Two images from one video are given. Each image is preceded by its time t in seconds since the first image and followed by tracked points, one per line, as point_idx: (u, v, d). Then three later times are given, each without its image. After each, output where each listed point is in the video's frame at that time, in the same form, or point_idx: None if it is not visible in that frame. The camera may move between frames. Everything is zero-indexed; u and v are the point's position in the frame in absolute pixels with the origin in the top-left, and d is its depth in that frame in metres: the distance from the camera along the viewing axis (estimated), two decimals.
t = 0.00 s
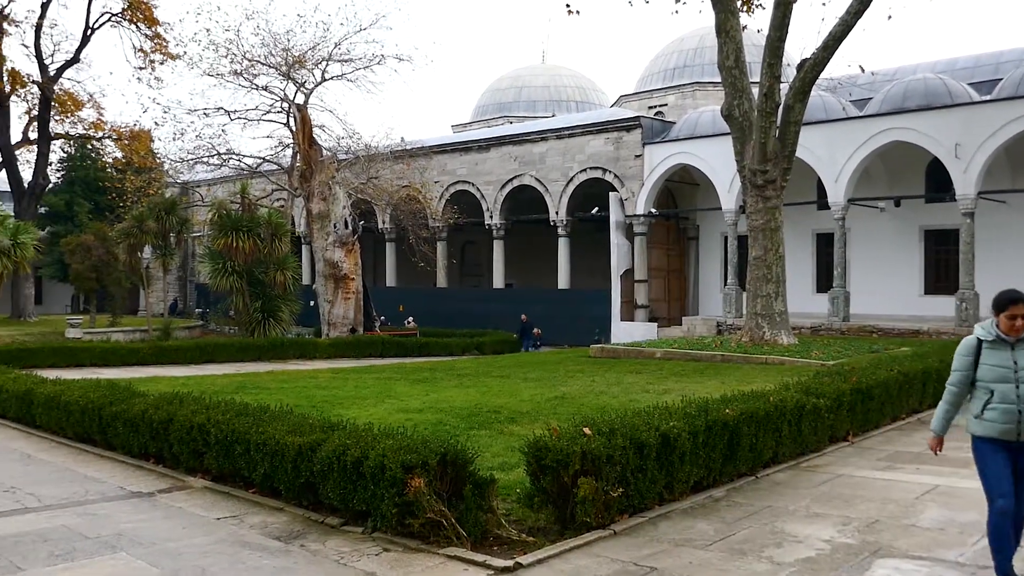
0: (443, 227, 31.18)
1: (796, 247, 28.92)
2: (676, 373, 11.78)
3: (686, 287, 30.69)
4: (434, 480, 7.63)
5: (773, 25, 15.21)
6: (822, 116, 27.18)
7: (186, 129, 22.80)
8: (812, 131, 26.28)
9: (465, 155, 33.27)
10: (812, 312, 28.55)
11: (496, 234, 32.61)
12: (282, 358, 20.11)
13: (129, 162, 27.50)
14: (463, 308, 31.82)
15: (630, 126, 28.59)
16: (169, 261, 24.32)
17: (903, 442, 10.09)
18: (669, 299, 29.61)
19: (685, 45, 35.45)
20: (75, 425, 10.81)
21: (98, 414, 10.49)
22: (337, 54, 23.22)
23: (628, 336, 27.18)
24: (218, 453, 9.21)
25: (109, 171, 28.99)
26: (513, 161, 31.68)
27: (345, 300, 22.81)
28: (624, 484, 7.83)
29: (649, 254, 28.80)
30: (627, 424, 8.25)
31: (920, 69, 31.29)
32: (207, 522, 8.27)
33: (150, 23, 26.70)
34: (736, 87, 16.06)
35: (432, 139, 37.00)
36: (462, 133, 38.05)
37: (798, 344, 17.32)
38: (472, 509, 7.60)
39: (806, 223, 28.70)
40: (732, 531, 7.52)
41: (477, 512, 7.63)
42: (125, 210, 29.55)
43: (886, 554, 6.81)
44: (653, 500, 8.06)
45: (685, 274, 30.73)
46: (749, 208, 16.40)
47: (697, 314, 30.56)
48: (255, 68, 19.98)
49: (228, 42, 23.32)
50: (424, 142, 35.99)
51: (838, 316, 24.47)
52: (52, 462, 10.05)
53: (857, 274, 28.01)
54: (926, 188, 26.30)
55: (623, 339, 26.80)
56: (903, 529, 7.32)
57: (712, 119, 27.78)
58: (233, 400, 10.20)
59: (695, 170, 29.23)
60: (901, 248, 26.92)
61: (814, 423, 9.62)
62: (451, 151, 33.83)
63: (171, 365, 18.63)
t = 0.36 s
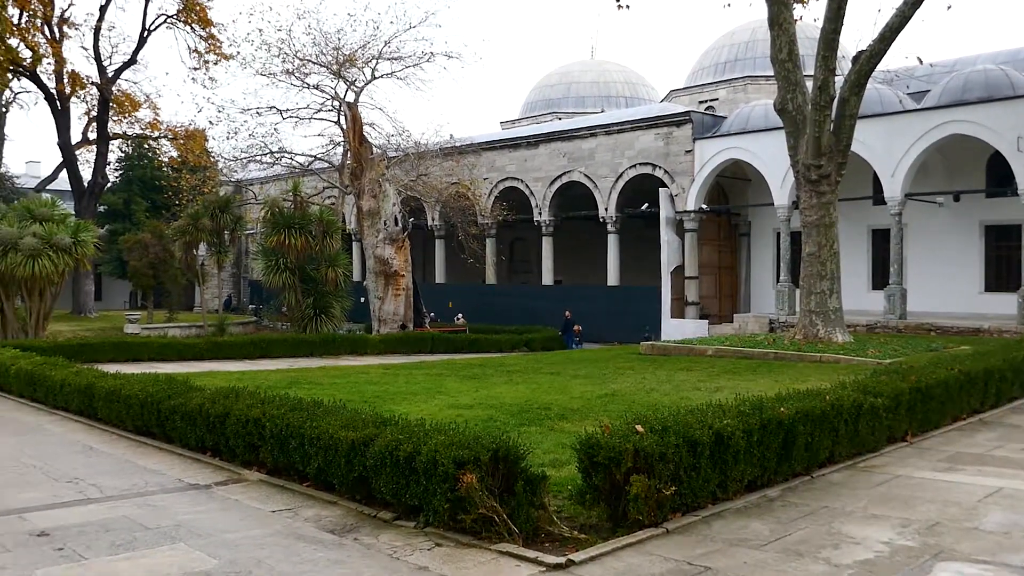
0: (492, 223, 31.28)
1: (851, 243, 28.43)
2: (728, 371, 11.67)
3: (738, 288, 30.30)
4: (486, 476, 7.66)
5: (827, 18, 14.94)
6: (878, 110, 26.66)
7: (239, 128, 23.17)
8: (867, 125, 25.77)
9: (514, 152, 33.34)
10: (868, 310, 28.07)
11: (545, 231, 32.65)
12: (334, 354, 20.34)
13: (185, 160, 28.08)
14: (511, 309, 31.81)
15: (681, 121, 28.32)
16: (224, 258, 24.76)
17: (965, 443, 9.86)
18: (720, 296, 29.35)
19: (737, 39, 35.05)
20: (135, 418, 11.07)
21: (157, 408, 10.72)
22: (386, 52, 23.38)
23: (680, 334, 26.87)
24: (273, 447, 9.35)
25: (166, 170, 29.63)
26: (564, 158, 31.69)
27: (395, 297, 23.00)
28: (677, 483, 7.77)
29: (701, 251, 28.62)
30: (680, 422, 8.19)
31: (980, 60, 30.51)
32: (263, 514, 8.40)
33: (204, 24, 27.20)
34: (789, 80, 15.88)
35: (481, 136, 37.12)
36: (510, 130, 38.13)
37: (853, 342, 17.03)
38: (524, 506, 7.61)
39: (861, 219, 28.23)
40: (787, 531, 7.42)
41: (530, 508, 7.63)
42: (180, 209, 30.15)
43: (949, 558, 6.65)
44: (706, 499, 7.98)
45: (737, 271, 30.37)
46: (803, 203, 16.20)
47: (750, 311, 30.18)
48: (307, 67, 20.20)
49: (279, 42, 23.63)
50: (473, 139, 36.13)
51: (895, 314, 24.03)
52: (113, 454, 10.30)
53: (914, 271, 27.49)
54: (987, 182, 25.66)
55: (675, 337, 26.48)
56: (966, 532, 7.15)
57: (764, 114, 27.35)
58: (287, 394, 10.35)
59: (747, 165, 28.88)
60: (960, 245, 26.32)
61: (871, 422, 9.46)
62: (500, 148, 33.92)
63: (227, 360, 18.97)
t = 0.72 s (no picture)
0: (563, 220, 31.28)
1: (935, 237, 27.57)
2: (807, 369, 11.44)
3: (816, 281, 29.68)
4: (561, 473, 7.64)
5: (911, 6, 14.59)
6: (965, 100, 25.74)
7: (316, 128, 23.65)
8: (953, 116, 24.90)
9: (587, 148, 33.30)
10: (955, 307, 27.10)
11: (617, 227, 32.55)
12: (408, 350, 20.61)
13: (265, 160, 28.82)
14: (581, 306, 31.80)
15: (757, 114, 27.78)
16: (301, 256, 25.30)
17: None
18: (797, 291, 29.06)
19: (815, 29, 34.27)
20: (217, 411, 11.39)
21: (238, 402, 11.01)
22: (458, 50, 23.60)
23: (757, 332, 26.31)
24: (350, 441, 9.51)
25: (246, 170, 30.46)
26: (637, 153, 31.50)
27: (468, 293, 23.20)
28: (756, 483, 7.62)
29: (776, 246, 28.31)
30: (759, 421, 8.05)
31: None
32: (341, 507, 8.54)
33: (282, 26, 27.86)
34: (870, 71, 15.50)
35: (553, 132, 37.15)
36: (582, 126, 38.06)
37: (938, 340, 16.49)
38: (599, 504, 7.57)
39: (946, 213, 27.34)
40: (872, 534, 7.22)
41: (605, 506, 7.59)
42: (258, 208, 30.94)
43: None
44: (786, 500, 7.82)
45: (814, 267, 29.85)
46: (885, 197, 15.77)
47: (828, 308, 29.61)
48: (381, 66, 20.51)
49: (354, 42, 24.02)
50: (545, 136, 36.18)
51: (983, 311, 23.37)
52: (198, 446, 10.62)
53: (1003, 266, 26.49)
54: None
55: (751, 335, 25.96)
56: None
57: (844, 105, 26.64)
58: (363, 390, 10.51)
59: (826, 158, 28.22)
60: None
61: (959, 424, 9.16)
62: (572, 144, 33.90)
63: (304, 356, 19.41)
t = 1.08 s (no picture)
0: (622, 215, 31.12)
1: (1009, 231, 26.78)
2: (874, 367, 11.21)
3: (884, 278, 29.07)
4: (623, 470, 7.60)
5: None
6: None
7: (377, 125, 23.88)
8: None
9: (648, 144, 33.08)
10: None
11: (679, 223, 32.35)
12: (467, 346, 20.73)
13: (328, 158, 29.25)
14: (639, 302, 31.59)
15: (823, 107, 27.20)
16: (362, 253, 25.59)
17: None
18: (863, 288, 28.34)
19: (883, 19, 33.47)
20: (282, 406, 11.60)
21: (302, 396, 11.19)
22: (518, 46, 23.61)
23: (821, 329, 25.83)
24: (412, 436, 9.59)
25: (308, 168, 30.94)
26: (698, 148, 31.17)
27: (527, 290, 23.28)
28: (823, 483, 7.48)
29: (842, 242, 27.71)
30: (826, 419, 7.91)
31: None
32: (403, 502, 8.63)
33: (344, 25, 28.21)
34: (942, 61, 15.12)
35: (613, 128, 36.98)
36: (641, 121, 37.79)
37: (1012, 339, 15.97)
38: (662, 502, 7.51)
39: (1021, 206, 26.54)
40: (945, 537, 7.03)
41: (668, 504, 7.52)
42: (320, 205, 31.39)
43: None
44: (855, 501, 7.66)
45: (881, 263, 29.17)
46: (957, 191, 15.37)
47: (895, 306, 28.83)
48: (441, 64, 20.63)
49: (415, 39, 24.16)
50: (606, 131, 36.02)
51: None
52: (263, 439, 10.82)
53: None
54: None
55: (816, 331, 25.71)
56: None
57: (914, 97, 25.91)
58: (424, 385, 10.61)
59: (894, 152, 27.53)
60: None
61: None
62: (632, 139, 33.69)
63: (365, 351, 19.65)
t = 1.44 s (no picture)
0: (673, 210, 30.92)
1: None
2: (937, 366, 10.97)
3: (943, 272, 28.46)
4: (679, 468, 7.54)
5: None
6: None
7: (428, 122, 24.04)
8: None
9: (700, 138, 32.80)
10: None
11: (733, 218, 32.13)
12: (519, 341, 20.77)
13: (381, 155, 29.53)
14: (694, 299, 31.32)
15: (881, 100, 26.62)
16: (414, 248, 25.76)
17: None
18: (923, 284, 27.71)
19: (945, 8, 32.66)
20: (337, 399, 11.75)
21: (357, 391, 11.33)
22: (569, 41, 23.53)
23: (881, 325, 25.38)
24: (466, 431, 9.64)
25: (361, 164, 31.27)
26: (752, 142, 30.81)
27: (579, 285, 23.23)
28: (885, 484, 7.34)
29: (901, 238, 27.14)
30: (888, 419, 7.77)
31: None
32: (458, 496, 8.69)
33: (396, 23, 28.43)
34: (1008, 52, 14.72)
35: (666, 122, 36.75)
36: (693, 115, 37.45)
37: None
38: (718, 501, 7.43)
39: None
40: (1013, 542, 6.85)
41: (724, 503, 7.44)
42: (372, 201, 31.71)
43: None
44: (918, 503, 7.50)
45: (942, 259, 28.51)
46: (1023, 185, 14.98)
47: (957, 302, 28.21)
48: (493, 60, 20.65)
49: (466, 35, 24.21)
50: (657, 126, 35.81)
51: None
52: (318, 433, 10.98)
53: None
54: None
55: (876, 328, 25.19)
56: None
57: (977, 89, 25.06)
58: (478, 381, 10.66)
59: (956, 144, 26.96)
60: None
61: None
62: (685, 134, 33.42)
63: (417, 346, 19.81)
